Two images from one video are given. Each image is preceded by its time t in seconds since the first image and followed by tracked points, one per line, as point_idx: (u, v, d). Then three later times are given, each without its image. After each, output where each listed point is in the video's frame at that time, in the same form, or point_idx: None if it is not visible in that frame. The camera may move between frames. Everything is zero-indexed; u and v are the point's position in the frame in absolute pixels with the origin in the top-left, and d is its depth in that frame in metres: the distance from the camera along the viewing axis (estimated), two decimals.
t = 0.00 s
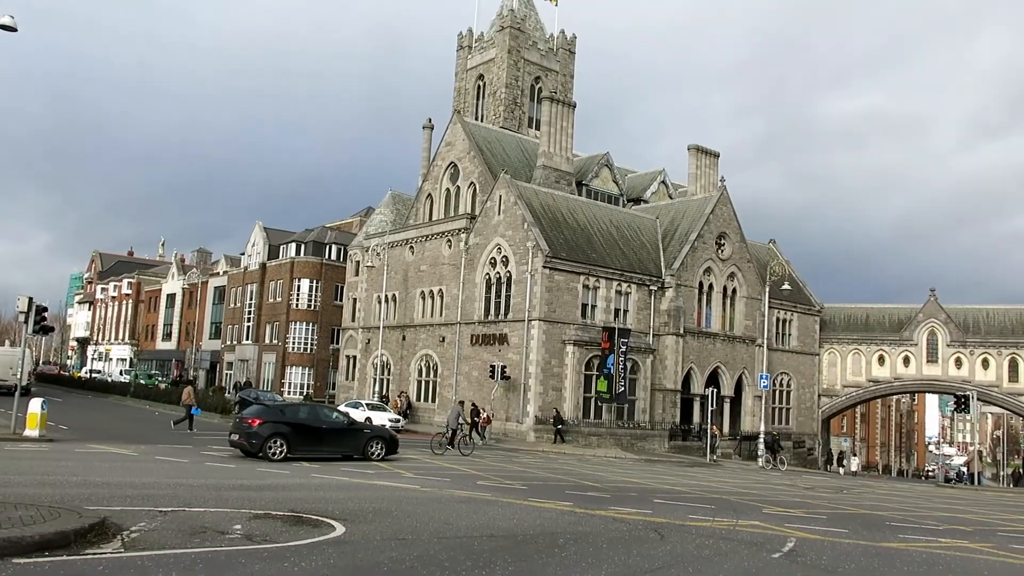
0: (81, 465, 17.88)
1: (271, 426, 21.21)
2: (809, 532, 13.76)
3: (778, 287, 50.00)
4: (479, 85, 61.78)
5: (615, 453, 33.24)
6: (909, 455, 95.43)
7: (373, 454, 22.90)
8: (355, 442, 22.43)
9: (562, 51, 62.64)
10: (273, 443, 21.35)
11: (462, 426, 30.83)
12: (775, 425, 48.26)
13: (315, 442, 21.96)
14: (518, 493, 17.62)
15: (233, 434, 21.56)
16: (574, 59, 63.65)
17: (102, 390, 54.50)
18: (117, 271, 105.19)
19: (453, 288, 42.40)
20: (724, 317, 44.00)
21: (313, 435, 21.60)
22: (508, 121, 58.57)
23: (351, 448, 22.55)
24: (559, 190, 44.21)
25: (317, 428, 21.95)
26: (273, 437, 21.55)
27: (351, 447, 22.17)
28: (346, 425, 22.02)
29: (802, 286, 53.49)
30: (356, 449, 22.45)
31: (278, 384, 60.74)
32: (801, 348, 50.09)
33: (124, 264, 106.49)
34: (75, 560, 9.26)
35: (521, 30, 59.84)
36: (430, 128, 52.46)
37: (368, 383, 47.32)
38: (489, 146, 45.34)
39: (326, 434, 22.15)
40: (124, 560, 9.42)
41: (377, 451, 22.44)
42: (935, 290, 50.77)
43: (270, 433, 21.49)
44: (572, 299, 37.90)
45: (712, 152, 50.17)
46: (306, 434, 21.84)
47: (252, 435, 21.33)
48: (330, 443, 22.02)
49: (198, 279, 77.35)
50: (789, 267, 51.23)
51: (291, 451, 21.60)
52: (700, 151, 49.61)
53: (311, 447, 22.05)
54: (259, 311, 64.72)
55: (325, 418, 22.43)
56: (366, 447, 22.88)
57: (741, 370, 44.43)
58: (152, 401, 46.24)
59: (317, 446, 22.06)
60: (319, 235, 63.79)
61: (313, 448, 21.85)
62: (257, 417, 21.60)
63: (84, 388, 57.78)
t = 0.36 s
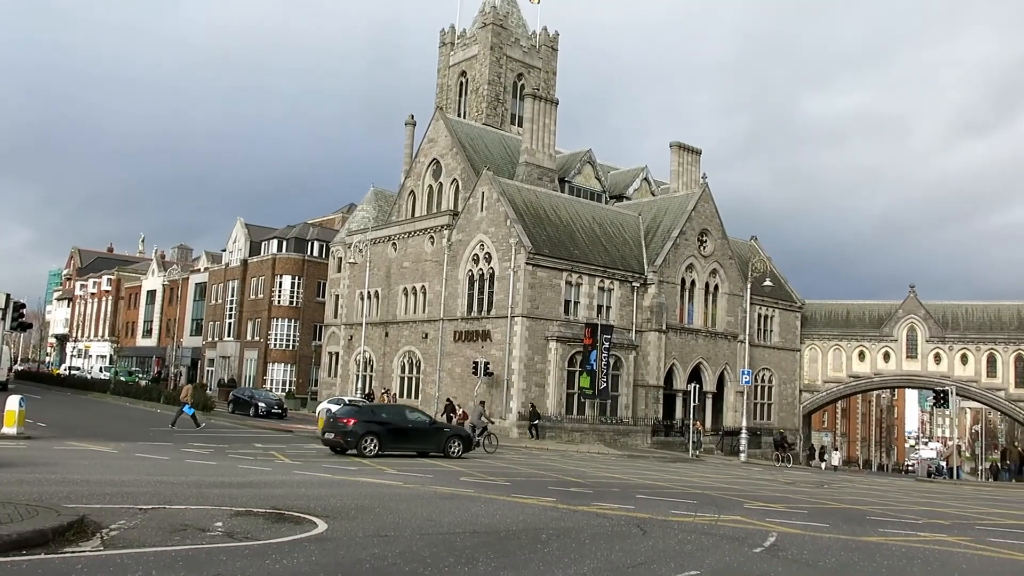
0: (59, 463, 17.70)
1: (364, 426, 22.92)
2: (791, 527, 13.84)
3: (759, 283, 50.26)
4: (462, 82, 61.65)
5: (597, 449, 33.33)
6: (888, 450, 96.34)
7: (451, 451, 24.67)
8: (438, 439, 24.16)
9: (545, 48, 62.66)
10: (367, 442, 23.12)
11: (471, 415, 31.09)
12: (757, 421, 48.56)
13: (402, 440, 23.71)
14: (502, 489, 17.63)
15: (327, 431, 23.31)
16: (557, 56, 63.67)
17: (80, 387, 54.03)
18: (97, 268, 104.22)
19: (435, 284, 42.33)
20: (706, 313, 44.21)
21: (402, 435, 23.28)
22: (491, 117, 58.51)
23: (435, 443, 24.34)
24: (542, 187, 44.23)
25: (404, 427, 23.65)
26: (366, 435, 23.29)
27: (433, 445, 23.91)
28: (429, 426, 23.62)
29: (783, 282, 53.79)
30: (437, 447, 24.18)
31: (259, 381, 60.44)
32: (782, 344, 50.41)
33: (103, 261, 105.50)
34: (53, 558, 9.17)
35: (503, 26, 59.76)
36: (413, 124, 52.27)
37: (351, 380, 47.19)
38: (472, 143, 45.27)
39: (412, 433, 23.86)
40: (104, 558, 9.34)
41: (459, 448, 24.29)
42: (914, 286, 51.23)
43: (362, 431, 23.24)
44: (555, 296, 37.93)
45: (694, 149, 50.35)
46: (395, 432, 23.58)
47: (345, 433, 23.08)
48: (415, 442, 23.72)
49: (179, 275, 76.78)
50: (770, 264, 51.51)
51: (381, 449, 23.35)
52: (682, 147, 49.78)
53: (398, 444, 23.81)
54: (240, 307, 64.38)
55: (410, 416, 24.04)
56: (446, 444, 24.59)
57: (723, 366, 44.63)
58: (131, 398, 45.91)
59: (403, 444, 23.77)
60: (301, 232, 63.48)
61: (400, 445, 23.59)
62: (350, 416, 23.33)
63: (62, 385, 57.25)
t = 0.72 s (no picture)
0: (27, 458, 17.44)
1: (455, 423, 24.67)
2: (762, 519, 13.95)
3: (733, 278, 50.57)
4: (438, 74, 61.39)
5: (572, 443, 33.42)
6: (859, 443, 97.56)
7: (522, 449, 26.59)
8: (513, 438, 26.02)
9: (522, 41, 62.56)
10: (456, 438, 24.88)
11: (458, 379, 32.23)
12: (730, 415, 48.92)
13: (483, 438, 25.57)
14: (476, 483, 17.62)
15: (418, 428, 25.05)
16: (534, 50, 63.59)
17: (50, 381, 53.24)
18: (66, 261, 102.73)
19: (411, 278, 42.18)
20: (681, 307, 44.45)
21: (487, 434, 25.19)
22: (467, 111, 58.35)
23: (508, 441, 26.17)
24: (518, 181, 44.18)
25: (487, 425, 25.47)
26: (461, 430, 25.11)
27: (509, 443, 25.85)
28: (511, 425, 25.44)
29: (757, 277, 54.17)
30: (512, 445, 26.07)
31: (232, 375, 59.93)
32: (756, 338, 50.80)
33: (73, 254, 104.03)
34: (18, 556, 9.01)
35: (480, 19, 59.57)
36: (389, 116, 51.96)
37: (325, 374, 46.93)
38: (448, 136, 45.09)
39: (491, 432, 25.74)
40: (71, 554, 9.19)
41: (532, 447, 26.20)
42: (885, 281, 51.84)
43: (452, 429, 25.00)
44: (531, 290, 37.94)
45: (670, 144, 50.54)
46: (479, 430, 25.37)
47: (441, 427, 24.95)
48: (496, 439, 25.51)
49: (151, 268, 75.89)
50: (744, 259, 51.87)
51: (467, 445, 25.15)
52: (658, 142, 49.95)
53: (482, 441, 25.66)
54: (213, 300, 63.78)
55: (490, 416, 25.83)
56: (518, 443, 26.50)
57: (697, 360, 44.90)
58: (101, 393, 45.30)
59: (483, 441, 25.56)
60: (275, 224, 62.98)
61: (482, 442, 25.39)
62: (441, 414, 25.16)
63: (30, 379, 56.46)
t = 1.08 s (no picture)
0: None
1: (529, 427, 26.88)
2: (732, 516, 14.06)
3: (704, 276, 50.89)
4: (410, 71, 61.15)
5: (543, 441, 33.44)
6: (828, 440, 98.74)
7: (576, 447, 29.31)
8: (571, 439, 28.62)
9: (494, 39, 62.51)
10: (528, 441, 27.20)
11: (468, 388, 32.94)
12: (701, 412, 49.26)
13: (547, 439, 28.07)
14: (448, 481, 17.59)
15: (492, 432, 27.00)
16: (506, 47, 63.56)
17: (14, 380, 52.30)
18: (31, 257, 100.99)
19: (383, 276, 42.00)
20: (652, 305, 44.68)
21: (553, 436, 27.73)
22: (439, 108, 58.21)
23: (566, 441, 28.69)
24: (491, 179, 44.14)
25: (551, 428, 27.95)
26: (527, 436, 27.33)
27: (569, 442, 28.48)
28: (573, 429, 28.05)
29: (728, 275, 54.58)
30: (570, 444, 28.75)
31: (200, 373, 59.29)
32: (726, 336, 51.19)
33: (37, 250, 102.32)
34: None
35: (453, 16, 59.43)
36: (361, 113, 51.67)
37: (296, 372, 46.61)
38: (420, 134, 44.94)
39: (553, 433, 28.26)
40: (35, 555, 9.04)
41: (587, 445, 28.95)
42: (853, 280, 52.50)
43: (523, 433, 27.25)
44: (503, 288, 37.92)
45: (642, 143, 50.78)
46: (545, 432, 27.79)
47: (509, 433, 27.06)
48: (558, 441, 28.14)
49: (119, 265, 74.85)
50: (715, 257, 52.26)
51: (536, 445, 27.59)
52: (629, 141, 50.17)
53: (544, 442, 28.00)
54: (182, 298, 63.06)
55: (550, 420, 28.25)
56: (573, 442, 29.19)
57: (668, 358, 45.17)
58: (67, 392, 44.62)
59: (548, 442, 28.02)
60: (245, 221, 62.39)
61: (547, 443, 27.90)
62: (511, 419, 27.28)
63: None
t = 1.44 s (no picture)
0: None
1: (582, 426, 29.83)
2: (712, 514, 14.13)
3: (685, 275, 51.08)
4: (392, 68, 60.92)
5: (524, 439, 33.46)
6: (807, 438, 99.45)
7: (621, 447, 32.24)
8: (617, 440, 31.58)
9: (477, 36, 62.43)
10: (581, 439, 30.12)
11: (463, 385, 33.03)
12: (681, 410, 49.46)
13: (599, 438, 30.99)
14: (429, 479, 17.56)
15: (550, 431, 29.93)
16: (489, 45, 63.49)
17: None
18: (7, 252, 99.73)
19: (364, 273, 41.86)
20: (633, 303, 44.81)
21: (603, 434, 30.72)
22: (421, 105, 58.06)
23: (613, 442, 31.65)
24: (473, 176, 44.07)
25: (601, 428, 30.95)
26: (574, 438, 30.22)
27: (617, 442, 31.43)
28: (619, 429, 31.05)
29: (709, 274, 54.79)
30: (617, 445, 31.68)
31: (179, 370, 58.84)
32: (706, 334, 51.42)
33: (14, 245, 101.11)
34: None
35: (435, 13, 59.26)
36: (343, 109, 51.40)
37: (276, 369, 46.38)
38: (403, 131, 44.80)
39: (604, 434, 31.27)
40: (9, 554, 8.94)
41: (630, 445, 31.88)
42: (833, 279, 52.93)
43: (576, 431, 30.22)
44: (484, 285, 37.89)
45: (624, 142, 50.90)
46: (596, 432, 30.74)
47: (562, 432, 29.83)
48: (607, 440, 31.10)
49: (97, 260, 74.11)
50: (696, 256, 52.46)
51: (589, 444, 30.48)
52: (612, 139, 50.26)
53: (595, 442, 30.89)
54: (161, 294, 62.54)
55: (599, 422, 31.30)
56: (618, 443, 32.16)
57: (649, 356, 45.32)
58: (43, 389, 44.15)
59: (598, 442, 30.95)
60: (225, 217, 61.98)
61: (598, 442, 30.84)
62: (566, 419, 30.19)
63: None
